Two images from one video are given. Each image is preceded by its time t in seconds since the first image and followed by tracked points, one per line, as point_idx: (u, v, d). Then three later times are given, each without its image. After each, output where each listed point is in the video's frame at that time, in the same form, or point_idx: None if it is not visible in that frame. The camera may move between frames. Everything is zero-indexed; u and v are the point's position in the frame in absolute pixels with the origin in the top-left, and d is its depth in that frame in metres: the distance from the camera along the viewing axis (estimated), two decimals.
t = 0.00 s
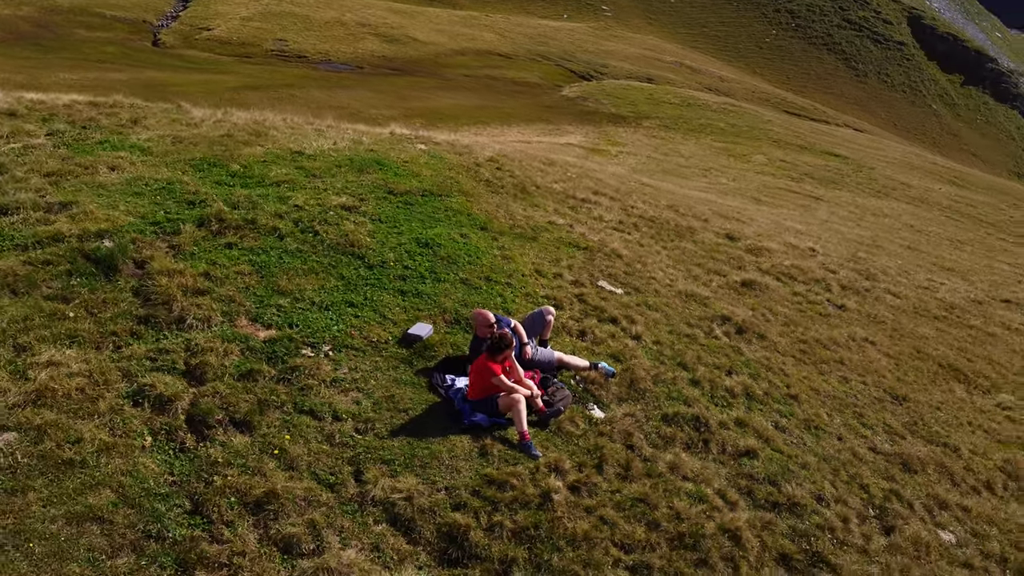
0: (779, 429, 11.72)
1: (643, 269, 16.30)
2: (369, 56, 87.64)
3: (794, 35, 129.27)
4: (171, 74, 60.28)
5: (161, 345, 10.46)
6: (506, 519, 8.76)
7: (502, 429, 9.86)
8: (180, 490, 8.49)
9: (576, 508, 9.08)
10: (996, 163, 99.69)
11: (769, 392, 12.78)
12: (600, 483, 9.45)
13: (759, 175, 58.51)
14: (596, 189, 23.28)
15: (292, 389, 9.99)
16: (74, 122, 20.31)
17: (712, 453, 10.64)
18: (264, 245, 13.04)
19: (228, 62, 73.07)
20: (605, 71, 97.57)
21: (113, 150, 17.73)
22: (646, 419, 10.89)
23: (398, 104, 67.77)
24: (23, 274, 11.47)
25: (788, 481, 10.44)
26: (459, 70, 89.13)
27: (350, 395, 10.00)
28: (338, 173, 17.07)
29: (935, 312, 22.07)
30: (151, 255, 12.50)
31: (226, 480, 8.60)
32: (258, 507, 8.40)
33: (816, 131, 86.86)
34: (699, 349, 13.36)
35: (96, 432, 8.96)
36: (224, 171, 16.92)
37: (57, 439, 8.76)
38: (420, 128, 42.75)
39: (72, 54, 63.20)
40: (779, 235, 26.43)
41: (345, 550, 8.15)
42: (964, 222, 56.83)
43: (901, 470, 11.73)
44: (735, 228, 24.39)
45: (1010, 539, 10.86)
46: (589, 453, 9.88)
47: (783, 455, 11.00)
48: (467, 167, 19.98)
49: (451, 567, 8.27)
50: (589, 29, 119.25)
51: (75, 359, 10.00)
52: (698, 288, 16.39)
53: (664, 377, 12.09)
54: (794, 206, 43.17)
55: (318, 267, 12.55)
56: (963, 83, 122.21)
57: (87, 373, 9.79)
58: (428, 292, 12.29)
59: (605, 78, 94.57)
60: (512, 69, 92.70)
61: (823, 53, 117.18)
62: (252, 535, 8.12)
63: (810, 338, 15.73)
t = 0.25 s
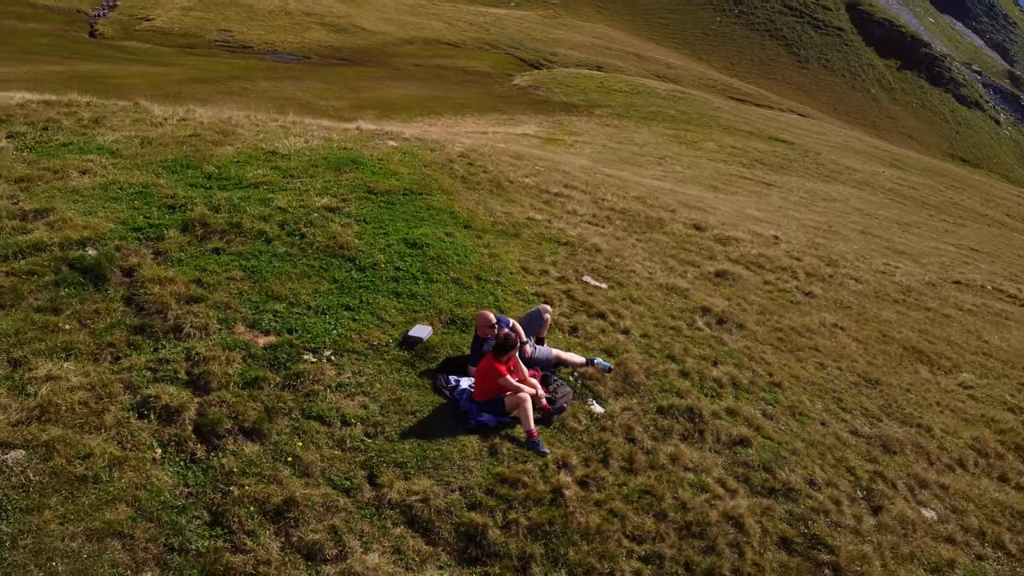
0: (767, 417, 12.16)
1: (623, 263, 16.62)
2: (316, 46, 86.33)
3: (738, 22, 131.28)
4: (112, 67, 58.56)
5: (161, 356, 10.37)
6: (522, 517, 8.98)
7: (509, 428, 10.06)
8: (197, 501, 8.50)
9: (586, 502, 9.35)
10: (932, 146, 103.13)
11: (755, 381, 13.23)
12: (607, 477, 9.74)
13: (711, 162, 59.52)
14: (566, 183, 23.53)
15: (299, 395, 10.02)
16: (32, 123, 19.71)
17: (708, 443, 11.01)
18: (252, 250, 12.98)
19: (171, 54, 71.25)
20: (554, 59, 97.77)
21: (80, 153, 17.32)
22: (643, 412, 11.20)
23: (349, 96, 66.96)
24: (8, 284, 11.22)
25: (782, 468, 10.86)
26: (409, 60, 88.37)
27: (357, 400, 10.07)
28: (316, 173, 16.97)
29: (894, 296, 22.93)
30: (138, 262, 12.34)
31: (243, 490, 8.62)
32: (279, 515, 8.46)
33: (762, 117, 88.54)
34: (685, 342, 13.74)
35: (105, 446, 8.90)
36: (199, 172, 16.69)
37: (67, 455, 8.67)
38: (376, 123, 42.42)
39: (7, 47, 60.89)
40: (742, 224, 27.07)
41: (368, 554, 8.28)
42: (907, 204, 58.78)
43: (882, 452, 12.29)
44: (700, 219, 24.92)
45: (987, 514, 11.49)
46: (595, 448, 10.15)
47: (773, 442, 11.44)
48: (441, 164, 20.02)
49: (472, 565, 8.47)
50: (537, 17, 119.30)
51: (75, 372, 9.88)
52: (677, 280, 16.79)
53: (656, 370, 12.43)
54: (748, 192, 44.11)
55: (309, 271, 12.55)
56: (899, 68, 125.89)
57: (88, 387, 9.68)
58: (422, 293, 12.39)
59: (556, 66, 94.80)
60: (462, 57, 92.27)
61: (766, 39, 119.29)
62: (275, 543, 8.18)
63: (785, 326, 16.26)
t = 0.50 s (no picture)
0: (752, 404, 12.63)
1: (600, 256, 16.94)
2: (258, 37, 84.57)
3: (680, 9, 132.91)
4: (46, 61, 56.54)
5: (159, 366, 10.29)
6: (535, 513, 9.23)
7: (514, 426, 10.30)
8: (214, 512, 8.52)
9: (594, 496, 9.65)
10: (868, 129, 106.32)
11: (736, 369, 13.70)
12: (611, 470, 10.05)
13: (660, 150, 60.38)
14: (533, 177, 23.75)
15: (304, 401, 10.07)
16: None
17: (701, 431, 11.41)
18: (239, 256, 12.90)
19: (107, 46, 69.10)
20: (500, 47, 97.63)
21: (43, 157, 16.87)
22: (638, 405, 11.55)
23: (295, 88, 65.87)
24: None
25: (771, 453, 11.33)
26: (353, 50, 87.25)
27: (363, 404, 10.18)
28: (291, 174, 16.86)
29: (852, 279, 23.80)
30: (124, 271, 12.17)
31: (260, 499, 8.68)
32: (298, 523, 8.55)
33: (707, 104, 90.01)
34: (668, 333, 14.14)
35: (115, 461, 8.84)
36: (170, 175, 16.43)
37: (78, 472, 8.60)
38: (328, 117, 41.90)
39: None
40: (702, 212, 27.69)
41: (390, 556, 8.43)
42: (849, 187, 60.62)
43: (859, 433, 12.88)
44: (664, 209, 25.42)
45: (958, 488, 12.17)
46: (596, 442, 10.45)
47: (761, 428, 11.91)
48: (412, 161, 20.03)
49: (490, 562, 8.69)
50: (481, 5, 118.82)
51: (74, 386, 9.75)
52: (653, 273, 17.19)
53: (645, 363, 12.79)
54: (700, 179, 44.97)
55: (299, 275, 12.54)
56: (834, 53, 129.19)
57: (90, 401, 9.57)
58: (414, 294, 12.50)
59: (502, 55, 94.66)
60: (407, 47, 91.41)
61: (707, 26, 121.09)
62: (297, 550, 8.27)
63: (758, 314, 16.82)
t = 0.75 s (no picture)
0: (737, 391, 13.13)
1: (577, 251, 17.26)
2: (195, 28, 82.39)
3: None
4: None
5: (160, 378, 10.25)
6: (546, 507, 9.53)
7: (517, 423, 10.55)
8: (234, 521, 8.58)
9: (600, 487, 9.98)
10: (805, 113, 109.06)
11: (718, 358, 14.18)
12: (614, 462, 10.40)
13: (609, 138, 61.00)
14: (498, 171, 23.91)
15: (310, 407, 10.16)
16: None
17: (692, 420, 11.84)
18: (226, 262, 12.84)
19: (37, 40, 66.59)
20: (443, 37, 97.04)
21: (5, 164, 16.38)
22: (631, 397, 11.93)
23: (238, 81, 64.46)
24: None
25: (759, 438, 11.84)
26: (295, 41, 85.79)
27: (370, 407, 10.31)
28: (264, 176, 16.73)
29: (810, 264, 24.65)
30: (111, 283, 12.00)
31: (279, 507, 8.77)
32: (318, 528, 8.67)
33: (651, 91, 91.09)
34: (650, 325, 14.55)
35: (128, 475, 8.83)
36: (141, 180, 16.14)
37: (92, 488, 8.57)
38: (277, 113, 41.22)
39: None
40: (662, 202, 28.26)
41: (412, 556, 8.63)
42: (792, 172, 62.32)
43: (837, 414, 13.51)
44: (626, 200, 25.88)
45: (930, 463, 12.89)
46: (597, 435, 10.79)
47: (747, 414, 12.41)
48: (382, 160, 20.01)
49: (507, 556, 8.95)
50: None
51: (76, 403, 9.65)
52: (628, 265, 17.58)
53: (632, 355, 13.17)
54: (652, 168, 45.68)
55: (290, 280, 12.56)
56: (771, 39, 131.84)
57: (95, 416, 9.50)
58: (406, 295, 12.63)
59: (446, 44, 94.11)
60: (350, 37, 90.11)
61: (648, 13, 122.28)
62: (320, 555, 8.40)
63: (730, 303, 17.39)
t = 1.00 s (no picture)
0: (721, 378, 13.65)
1: (555, 245, 17.59)
2: (130, 20, 79.90)
3: None
4: None
5: (166, 388, 10.23)
6: (557, 498, 9.86)
7: (522, 418, 10.86)
8: (257, 529, 8.69)
9: (606, 477, 10.35)
10: (745, 97, 111.30)
11: (700, 346, 14.68)
12: (617, 452, 10.78)
13: (559, 127, 61.37)
14: (466, 166, 24.06)
15: (319, 411, 10.27)
16: None
17: (684, 408, 12.31)
18: (217, 268, 12.79)
19: None
20: (387, 27, 96.00)
21: None
22: (625, 387, 12.33)
23: (179, 75, 62.79)
24: None
25: (748, 423, 12.36)
26: (235, 32, 83.88)
27: (378, 409, 10.47)
28: (241, 179, 16.60)
29: (769, 250, 25.46)
30: (102, 294, 11.87)
31: (300, 512, 8.89)
32: (342, 530, 8.83)
33: (597, 79, 91.81)
34: (634, 316, 14.97)
35: (147, 487, 8.85)
36: (114, 186, 15.87)
37: (112, 502, 8.57)
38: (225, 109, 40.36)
39: None
40: (624, 192, 28.78)
41: (435, 554, 8.86)
42: (739, 158, 63.71)
43: (814, 396, 14.15)
44: (591, 191, 26.27)
45: (903, 439, 13.63)
46: (598, 427, 11.15)
47: (734, 400, 12.94)
48: (354, 159, 19.99)
49: (525, 549, 9.25)
50: None
51: (83, 417, 9.59)
52: (605, 258, 17.98)
53: (620, 347, 13.57)
54: (606, 157, 46.24)
55: (283, 285, 12.58)
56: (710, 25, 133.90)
57: (104, 430, 9.46)
58: (400, 296, 12.79)
59: (391, 34, 93.17)
60: (291, 28, 88.39)
61: (591, 0, 122.82)
62: (347, 557, 8.57)
63: (703, 291, 17.94)
